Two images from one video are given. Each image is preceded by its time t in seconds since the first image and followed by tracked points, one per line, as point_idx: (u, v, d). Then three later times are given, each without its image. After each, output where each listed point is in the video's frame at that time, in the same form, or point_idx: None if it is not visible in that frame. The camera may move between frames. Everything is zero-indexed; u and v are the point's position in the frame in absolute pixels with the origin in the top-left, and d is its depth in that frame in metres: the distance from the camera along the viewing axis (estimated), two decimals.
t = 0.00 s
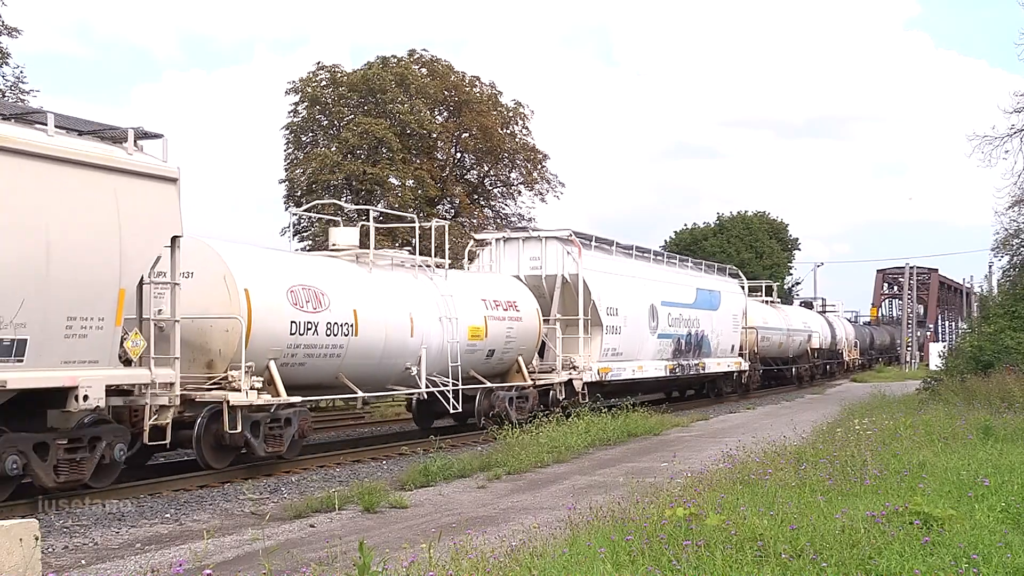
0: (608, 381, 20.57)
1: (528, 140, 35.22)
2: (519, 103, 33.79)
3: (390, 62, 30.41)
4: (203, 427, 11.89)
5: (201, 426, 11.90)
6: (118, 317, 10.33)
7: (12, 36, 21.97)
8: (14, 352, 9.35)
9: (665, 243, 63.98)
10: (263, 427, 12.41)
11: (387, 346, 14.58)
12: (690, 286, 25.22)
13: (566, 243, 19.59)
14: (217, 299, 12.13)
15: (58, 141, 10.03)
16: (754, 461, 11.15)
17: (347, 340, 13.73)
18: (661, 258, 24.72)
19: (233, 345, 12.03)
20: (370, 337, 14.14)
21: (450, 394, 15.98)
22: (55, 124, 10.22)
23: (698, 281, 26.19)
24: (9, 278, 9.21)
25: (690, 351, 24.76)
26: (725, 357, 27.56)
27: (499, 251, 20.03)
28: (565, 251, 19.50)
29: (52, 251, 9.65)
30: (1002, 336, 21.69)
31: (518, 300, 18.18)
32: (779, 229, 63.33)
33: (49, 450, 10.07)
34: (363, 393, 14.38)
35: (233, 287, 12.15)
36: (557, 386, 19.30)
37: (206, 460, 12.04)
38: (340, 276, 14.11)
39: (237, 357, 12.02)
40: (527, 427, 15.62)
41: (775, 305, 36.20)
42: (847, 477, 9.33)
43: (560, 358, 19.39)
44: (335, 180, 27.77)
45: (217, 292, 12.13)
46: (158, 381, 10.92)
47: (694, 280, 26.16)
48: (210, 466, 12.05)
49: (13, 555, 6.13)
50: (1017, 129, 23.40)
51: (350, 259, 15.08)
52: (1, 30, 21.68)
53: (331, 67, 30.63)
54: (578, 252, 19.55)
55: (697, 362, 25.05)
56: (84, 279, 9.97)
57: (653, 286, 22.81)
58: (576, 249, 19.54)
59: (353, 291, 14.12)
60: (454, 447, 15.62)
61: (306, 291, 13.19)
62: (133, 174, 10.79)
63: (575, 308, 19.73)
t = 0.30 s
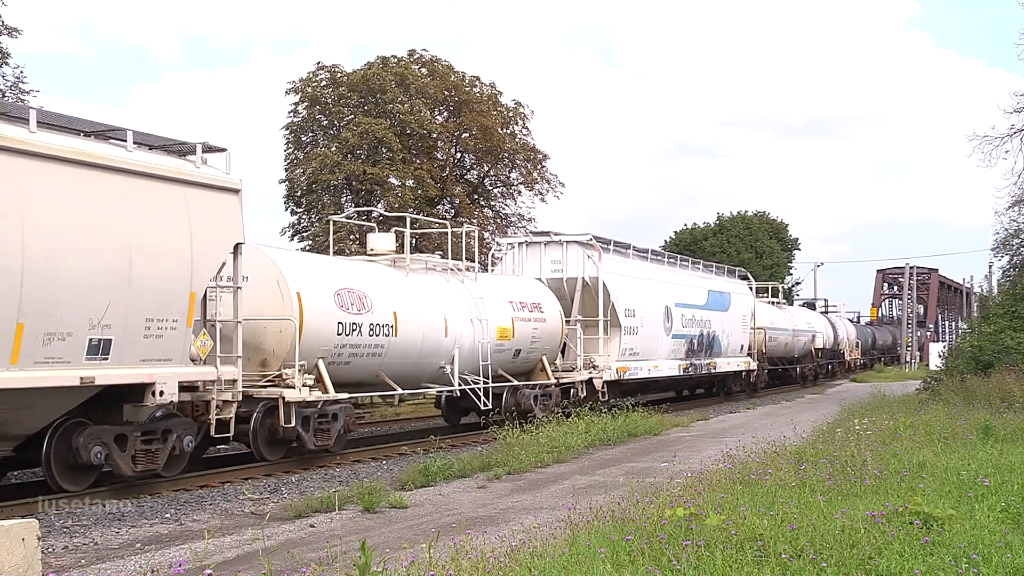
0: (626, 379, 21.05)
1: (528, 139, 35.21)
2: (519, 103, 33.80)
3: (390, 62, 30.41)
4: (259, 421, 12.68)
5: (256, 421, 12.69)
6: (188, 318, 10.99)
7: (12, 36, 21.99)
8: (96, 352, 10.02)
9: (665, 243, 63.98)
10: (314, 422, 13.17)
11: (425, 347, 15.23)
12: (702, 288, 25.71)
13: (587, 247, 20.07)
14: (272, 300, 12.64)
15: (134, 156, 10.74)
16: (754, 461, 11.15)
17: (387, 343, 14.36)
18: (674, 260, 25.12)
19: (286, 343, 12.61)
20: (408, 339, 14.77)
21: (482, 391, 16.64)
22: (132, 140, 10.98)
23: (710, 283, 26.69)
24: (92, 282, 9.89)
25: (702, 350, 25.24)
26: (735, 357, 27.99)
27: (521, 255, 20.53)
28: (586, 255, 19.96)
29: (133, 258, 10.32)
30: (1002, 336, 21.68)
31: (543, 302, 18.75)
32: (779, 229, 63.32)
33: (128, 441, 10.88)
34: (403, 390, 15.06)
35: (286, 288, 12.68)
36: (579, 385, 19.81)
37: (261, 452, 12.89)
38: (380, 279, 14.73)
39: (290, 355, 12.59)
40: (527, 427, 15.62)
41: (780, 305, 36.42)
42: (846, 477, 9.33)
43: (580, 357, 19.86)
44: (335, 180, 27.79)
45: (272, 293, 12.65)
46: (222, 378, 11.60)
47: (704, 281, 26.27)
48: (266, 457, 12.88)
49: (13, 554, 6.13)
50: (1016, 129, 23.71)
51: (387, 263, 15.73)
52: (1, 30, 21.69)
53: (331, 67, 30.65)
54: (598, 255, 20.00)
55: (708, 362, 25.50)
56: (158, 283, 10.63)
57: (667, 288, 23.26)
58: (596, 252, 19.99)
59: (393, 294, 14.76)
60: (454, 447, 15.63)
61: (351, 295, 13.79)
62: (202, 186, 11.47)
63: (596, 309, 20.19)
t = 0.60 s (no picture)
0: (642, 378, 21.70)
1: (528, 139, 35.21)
2: (519, 103, 33.79)
3: (390, 62, 30.41)
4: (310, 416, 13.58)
5: (306, 415, 13.53)
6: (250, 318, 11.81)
7: (12, 36, 21.99)
8: (170, 351, 10.80)
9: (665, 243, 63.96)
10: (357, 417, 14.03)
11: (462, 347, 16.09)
12: (712, 289, 26.37)
13: (606, 250, 20.92)
14: (318, 301, 13.48)
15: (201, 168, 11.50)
16: (754, 461, 11.15)
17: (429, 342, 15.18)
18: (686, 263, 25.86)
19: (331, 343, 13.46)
20: (446, 338, 15.60)
21: (509, 389, 17.48)
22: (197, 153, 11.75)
23: (721, 284, 27.33)
24: (167, 287, 10.67)
25: (713, 351, 25.88)
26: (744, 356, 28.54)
27: (541, 259, 21.26)
28: (604, 259, 20.83)
29: (203, 264, 11.12)
30: (1002, 336, 21.68)
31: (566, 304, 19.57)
32: (779, 229, 63.32)
33: (194, 434, 11.66)
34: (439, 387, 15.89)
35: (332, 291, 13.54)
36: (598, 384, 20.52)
37: (309, 444, 13.65)
38: (416, 282, 15.54)
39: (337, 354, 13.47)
40: (527, 427, 15.62)
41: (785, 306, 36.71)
42: (846, 477, 9.33)
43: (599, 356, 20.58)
44: (335, 180, 27.81)
45: (318, 295, 13.49)
46: (279, 375, 12.48)
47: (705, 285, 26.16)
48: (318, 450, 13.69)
49: (13, 554, 6.13)
50: (1016, 129, 23.73)
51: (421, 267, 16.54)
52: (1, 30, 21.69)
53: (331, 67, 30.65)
54: (616, 259, 20.87)
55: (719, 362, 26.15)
56: (224, 287, 11.43)
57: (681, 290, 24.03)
58: (614, 257, 20.84)
59: (428, 296, 15.59)
60: (454, 447, 15.62)
61: (391, 297, 14.64)
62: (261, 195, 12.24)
63: (614, 310, 20.94)
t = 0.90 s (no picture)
0: (657, 378, 22.37)
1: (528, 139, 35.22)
2: (519, 103, 33.78)
3: (390, 62, 30.41)
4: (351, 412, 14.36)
5: (350, 411, 14.36)
6: (303, 318, 12.66)
7: (12, 36, 22.00)
8: (233, 350, 11.69)
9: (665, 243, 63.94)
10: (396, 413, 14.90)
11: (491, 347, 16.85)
12: (723, 291, 27.05)
13: (622, 254, 21.74)
14: (360, 306, 14.38)
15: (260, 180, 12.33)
16: (754, 461, 11.15)
17: (461, 342, 15.92)
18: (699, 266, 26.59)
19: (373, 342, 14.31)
20: (476, 338, 16.35)
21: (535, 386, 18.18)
22: (255, 166, 12.57)
23: (731, 286, 28.00)
24: (232, 291, 11.54)
25: (723, 350, 26.49)
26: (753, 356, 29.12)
27: (560, 262, 22.24)
28: (622, 262, 21.66)
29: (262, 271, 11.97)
30: (1002, 336, 21.67)
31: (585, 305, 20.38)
32: (779, 229, 63.30)
33: (252, 428, 12.58)
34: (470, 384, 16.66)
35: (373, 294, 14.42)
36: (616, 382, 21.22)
37: (352, 439, 14.52)
38: (448, 285, 16.35)
39: (379, 352, 14.32)
40: (527, 427, 15.61)
41: (791, 306, 37.10)
42: (847, 477, 9.33)
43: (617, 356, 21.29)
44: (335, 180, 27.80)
45: (361, 299, 14.39)
46: (329, 372, 13.36)
47: (704, 285, 25.95)
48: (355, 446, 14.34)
49: (13, 554, 6.13)
50: (1016, 129, 23.75)
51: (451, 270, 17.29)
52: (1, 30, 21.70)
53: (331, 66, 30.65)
54: (633, 261, 21.64)
55: (729, 361, 26.79)
56: (281, 291, 12.29)
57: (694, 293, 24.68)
58: (632, 259, 21.65)
59: (460, 299, 16.37)
60: (454, 447, 15.62)
61: (426, 300, 15.44)
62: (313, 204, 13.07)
63: (630, 311, 21.68)
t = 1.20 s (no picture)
0: (670, 377, 23.08)
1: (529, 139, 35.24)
2: (519, 103, 33.77)
3: (390, 62, 30.41)
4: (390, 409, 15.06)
5: (389, 408, 15.08)
6: (351, 318, 13.38)
7: (11, 36, 22.00)
8: (289, 350, 12.33)
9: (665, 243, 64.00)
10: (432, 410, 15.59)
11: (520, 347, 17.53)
12: (733, 293, 27.74)
13: (638, 257, 22.52)
14: (399, 308, 15.05)
15: (311, 190, 13.01)
16: (754, 461, 11.15)
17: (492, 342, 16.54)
18: (709, 268, 27.27)
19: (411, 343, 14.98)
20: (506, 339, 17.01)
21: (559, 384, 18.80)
22: (304, 176, 13.27)
23: (741, 288, 28.71)
24: (288, 294, 12.20)
25: (733, 350, 27.09)
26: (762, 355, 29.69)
27: (578, 265, 22.84)
28: (638, 265, 22.42)
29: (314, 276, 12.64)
30: (1002, 337, 21.67)
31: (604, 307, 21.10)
32: (779, 229, 63.32)
33: (303, 422, 13.28)
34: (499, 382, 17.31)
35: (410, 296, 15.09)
36: (632, 381, 21.92)
37: (390, 434, 15.22)
38: (477, 288, 17.03)
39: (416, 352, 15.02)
40: (527, 427, 15.61)
41: (797, 307, 37.48)
42: (846, 477, 9.33)
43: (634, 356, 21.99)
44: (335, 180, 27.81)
45: (399, 302, 15.05)
46: (372, 371, 14.11)
47: (704, 284, 25.81)
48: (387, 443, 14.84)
49: (13, 554, 6.13)
50: (1016, 129, 23.78)
51: (479, 274, 18.00)
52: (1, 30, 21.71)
53: (331, 66, 30.66)
54: (649, 264, 22.44)
55: (739, 361, 27.44)
56: (330, 295, 12.96)
57: (704, 295, 25.37)
58: (647, 262, 22.42)
59: (489, 301, 17.04)
60: (454, 447, 15.61)
61: (459, 302, 16.08)
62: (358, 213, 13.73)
63: (646, 312, 22.41)
